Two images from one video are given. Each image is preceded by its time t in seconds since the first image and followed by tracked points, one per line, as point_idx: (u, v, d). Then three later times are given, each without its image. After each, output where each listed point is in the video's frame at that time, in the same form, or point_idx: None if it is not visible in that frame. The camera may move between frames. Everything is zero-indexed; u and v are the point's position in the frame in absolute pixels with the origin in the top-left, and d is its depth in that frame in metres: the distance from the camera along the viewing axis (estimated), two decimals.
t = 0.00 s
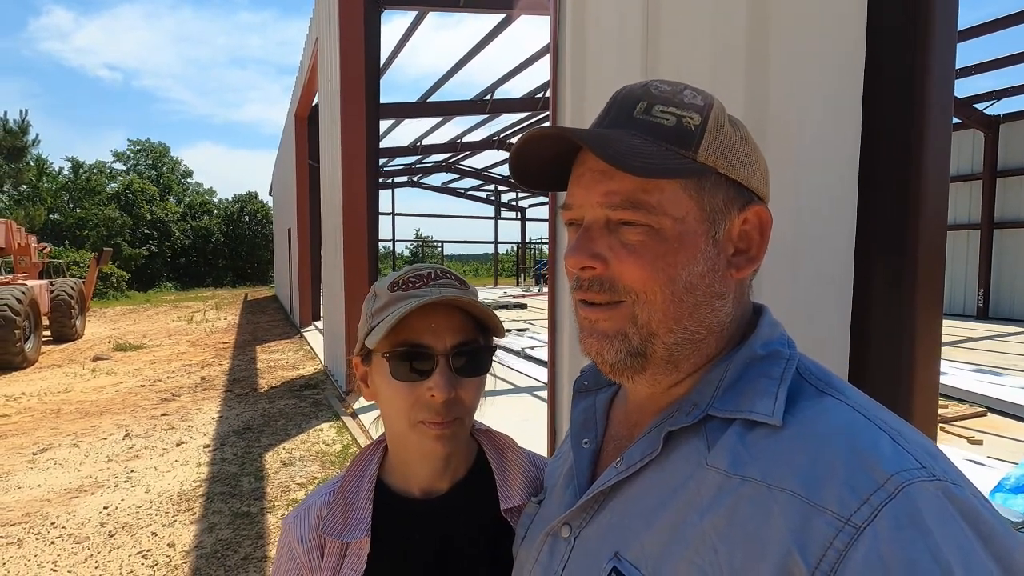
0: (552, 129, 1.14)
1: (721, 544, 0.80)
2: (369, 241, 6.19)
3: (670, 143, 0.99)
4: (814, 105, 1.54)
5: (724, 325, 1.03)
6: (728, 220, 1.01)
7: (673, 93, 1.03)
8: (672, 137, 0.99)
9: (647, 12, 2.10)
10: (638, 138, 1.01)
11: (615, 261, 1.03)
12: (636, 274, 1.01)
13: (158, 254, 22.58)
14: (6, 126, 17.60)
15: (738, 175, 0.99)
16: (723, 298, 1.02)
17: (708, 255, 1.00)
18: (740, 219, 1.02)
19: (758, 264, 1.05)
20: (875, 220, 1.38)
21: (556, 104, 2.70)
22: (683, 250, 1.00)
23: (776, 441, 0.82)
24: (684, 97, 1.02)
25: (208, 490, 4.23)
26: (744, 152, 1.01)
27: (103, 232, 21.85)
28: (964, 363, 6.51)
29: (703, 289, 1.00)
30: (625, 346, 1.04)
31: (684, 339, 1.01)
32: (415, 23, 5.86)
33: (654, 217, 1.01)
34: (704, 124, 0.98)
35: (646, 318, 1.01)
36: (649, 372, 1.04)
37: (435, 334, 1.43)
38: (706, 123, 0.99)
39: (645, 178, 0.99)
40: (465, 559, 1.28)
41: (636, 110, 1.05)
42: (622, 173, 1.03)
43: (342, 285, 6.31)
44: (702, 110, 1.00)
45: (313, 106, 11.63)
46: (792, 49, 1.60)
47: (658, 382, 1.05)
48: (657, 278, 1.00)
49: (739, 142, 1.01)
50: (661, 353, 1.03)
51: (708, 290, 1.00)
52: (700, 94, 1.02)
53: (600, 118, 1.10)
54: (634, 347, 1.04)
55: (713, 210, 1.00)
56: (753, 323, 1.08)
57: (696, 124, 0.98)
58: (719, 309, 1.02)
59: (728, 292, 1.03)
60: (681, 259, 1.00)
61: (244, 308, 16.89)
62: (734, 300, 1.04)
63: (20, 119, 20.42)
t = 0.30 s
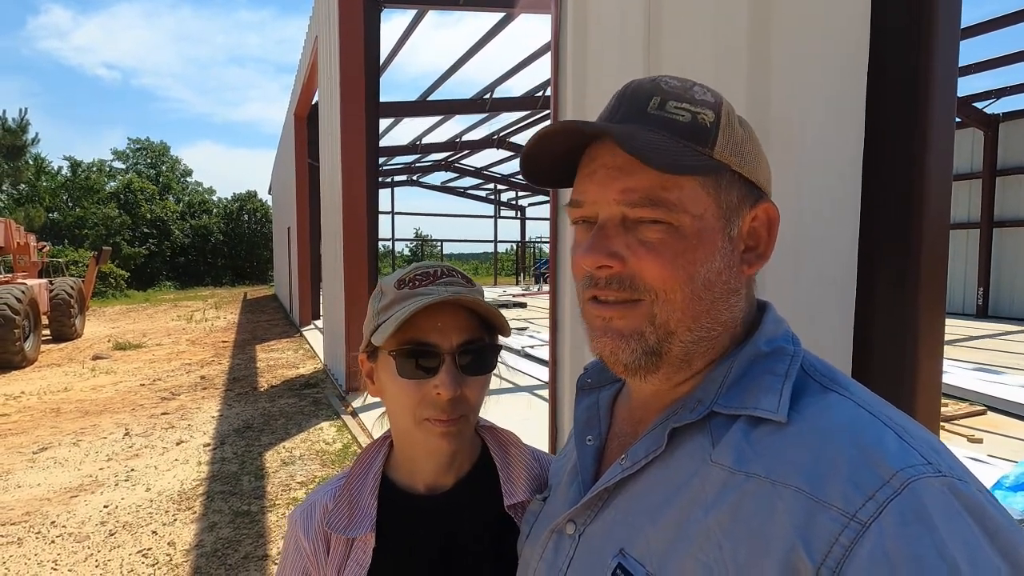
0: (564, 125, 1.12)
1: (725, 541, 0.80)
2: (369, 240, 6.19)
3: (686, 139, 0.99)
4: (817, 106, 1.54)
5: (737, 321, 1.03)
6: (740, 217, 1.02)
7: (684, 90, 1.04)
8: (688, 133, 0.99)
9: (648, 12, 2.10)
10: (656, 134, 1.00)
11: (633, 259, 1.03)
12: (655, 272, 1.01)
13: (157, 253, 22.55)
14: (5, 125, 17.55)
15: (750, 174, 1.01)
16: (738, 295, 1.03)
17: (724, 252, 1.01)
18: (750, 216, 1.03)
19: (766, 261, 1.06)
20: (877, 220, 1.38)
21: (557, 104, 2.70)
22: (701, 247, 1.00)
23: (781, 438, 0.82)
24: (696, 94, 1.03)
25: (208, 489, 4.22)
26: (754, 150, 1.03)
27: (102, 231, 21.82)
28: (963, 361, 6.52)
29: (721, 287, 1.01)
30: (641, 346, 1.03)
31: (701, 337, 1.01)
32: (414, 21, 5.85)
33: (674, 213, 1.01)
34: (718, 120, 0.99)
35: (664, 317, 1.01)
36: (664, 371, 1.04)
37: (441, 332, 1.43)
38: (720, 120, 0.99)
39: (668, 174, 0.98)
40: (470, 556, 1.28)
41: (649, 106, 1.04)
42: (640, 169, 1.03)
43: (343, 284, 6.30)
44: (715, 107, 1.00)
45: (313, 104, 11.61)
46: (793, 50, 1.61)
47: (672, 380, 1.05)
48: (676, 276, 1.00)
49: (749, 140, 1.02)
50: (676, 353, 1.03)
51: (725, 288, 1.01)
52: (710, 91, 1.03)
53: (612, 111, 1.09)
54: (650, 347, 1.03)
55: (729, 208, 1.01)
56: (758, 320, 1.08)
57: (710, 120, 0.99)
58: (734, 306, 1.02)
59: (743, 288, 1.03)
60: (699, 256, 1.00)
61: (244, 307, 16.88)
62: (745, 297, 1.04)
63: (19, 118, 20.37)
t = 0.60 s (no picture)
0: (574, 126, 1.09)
1: (728, 540, 0.80)
2: (369, 239, 6.19)
3: (700, 140, 0.99)
4: (818, 105, 1.54)
5: (746, 321, 1.04)
6: (748, 217, 1.05)
7: (689, 90, 1.04)
8: (702, 134, 0.99)
9: (649, 12, 2.10)
10: (672, 135, 0.99)
11: (649, 264, 1.03)
12: (672, 278, 1.00)
13: (157, 253, 22.53)
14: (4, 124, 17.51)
15: (756, 175, 1.04)
16: (749, 294, 1.04)
17: (736, 254, 1.02)
18: (753, 217, 1.06)
19: (768, 260, 1.08)
20: (877, 219, 1.38)
21: (558, 104, 2.71)
22: (717, 250, 1.01)
23: (784, 437, 0.82)
24: (701, 94, 1.03)
25: (208, 489, 4.23)
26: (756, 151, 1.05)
27: (102, 231, 21.80)
28: (963, 361, 6.52)
29: (733, 288, 1.02)
30: (657, 353, 1.03)
31: (715, 339, 1.02)
32: (415, 21, 5.86)
33: (691, 216, 1.00)
34: (727, 122, 1.00)
35: (680, 325, 1.01)
36: (679, 376, 1.03)
37: (441, 329, 1.43)
38: (727, 122, 1.01)
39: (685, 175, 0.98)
40: (472, 556, 1.28)
41: (658, 106, 1.03)
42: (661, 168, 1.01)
43: (343, 283, 6.30)
44: (722, 108, 1.02)
45: (313, 104, 11.61)
46: (794, 50, 1.61)
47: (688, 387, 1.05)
48: (693, 280, 1.00)
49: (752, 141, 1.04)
50: (691, 359, 1.03)
51: (737, 289, 1.02)
52: (714, 92, 1.04)
53: (619, 111, 1.07)
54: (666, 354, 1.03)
55: (739, 208, 1.03)
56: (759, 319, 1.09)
57: (719, 121, 1.00)
58: (744, 305, 1.03)
59: (751, 288, 1.05)
60: (715, 259, 1.00)
61: (244, 306, 16.89)
62: (752, 296, 1.05)
63: (19, 118, 20.37)
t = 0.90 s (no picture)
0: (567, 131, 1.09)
1: (733, 543, 0.80)
2: (369, 239, 6.18)
3: (695, 141, 0.98)
4: (819, 104, 1.54)
5: (744, 323, 1.03)
6: (746, 218, 1.04)
7: (685, 88, 1.02)
8: (696, 136, 0.98)
9: (650, 10, 2.09)
10: (664, 137, 0.99)
11: (643, 268, 1.02)
12: (666, 281, 1.00)
13: (157, 252, 22.53)
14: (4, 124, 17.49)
15: (754, 175, 1.02)
16: (747, 296, 1.03)
17: (732, 256, 1.01)
18: (752, 217, 1.05)
19: (769, 260, 1.07)
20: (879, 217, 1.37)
21: (558, 104, 2.70)
22: (712, 252, 1.00)
23: (787, 439, 0.82)
24: (698, 93, 1.02)
25: (208, 488, 4.22)
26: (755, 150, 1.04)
27: (102, 230, 21.78)
28: (964, 360, 6.51)
29: (731, 290, 1.01)
30: (653, 355, 1.03)
31: (712, 342, 1.01)
32: (415, 20, 5.86)
33: (685, 219, 1.00)
34: (723, 122, 0.99)
35: (675, 326, 1.00)
36: (677, 378, 1.03)
37: (442, 330, 1.42)
38: (724, 121, 0.99)
39: (679, 178, 0.97)
40: (473, 557, 1.27)
41: (652, 106, 1.02)
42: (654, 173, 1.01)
43: (343, 283, 6.30)
44: (718, 107, 1.01)
45: (313, 104, 11.59)
46: (795, 49, 1.61)
47: (684, 387, 1.04)
48: (687, 283, 1.00)
49: (750, 140, 1.03)
50: (687, 360, 1.02)
51: (736, 291, 1.01)
52: (711, 90, 1.02)
53: (613, 113, 1.07)
54: (662, 355, 1.02)
55: (736, 209, 1.02)
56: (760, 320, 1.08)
57: (716, 121, 0.99)
58: (742, 307, 1.02)
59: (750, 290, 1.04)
60: (711, 262, 1.00)
61: (244, 306, 16.89)
62: (749, 297, 1.04)
63: (19, 118, 20.36)
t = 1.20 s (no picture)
0: (543, 134, 1.16)
1: (728, 539, 0.80)
2: (368, 238, 6.18)
3: (668, 141, 0.99)
4: (818, 104, 1.54)
5: (723, 324, 1.03)
6: (729, 217, 1.01)
7: (668, 90, 1.04)
8: (671, 135, 0.99)
9: (649, 10, 2.10)
10: (636, 137, 1.01)
11: (615, 263, 1.04)
12: (636, 276, 1.01)
13: (156, 252, 22.52)
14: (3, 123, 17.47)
15: (738, 173, 1.00)
16: (724, 296, 1.02)
17: (708, 254, 1.00)
18: (740, 215, 1.02)
19: (757, 261, 1.05)
20: (878, 218, 1.38)
21: (557, 104, 2.71)
22: (683, 250, 1.00)
23: (783, 437, 0.82)
24: (680, 93, 1.02)
25: (208, 488, 4.23)
26: (744, 147, 1.01)
27: (101, 229, 21.76)
28: (962, 359, 6.52)
29: (705, 289, 1.00)
30: (624, 346, 1.04)
31: (685, 339, 1.02)
32: (414, 20, 5.86)
33: (654, 217, 1.01)
34: (701, 120, 0.98)
35: (645, 319, 1.02)
36: (652, 369, 1.05)
37: (439, 333, 1.43)
38: (703, 119, 0.98)
39: (644, 178, 0.99)
40: (472, 555, 1.28)
41: (632, 108, 1.05)
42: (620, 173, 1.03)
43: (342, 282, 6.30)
44: (700, 105, 1.00)
45: (312, 103, 11.58)
46: (795, 50, 1.61)
47: (661, 378, 1.06)
48: (656, 279, 1.00)
49: (737, 137, 1.00)
50: (661, 353, 1.03)
51: (710, 291, 1.00)
52: (696, 89, 1.02)
53: (597, 115, 1.10)
54: (633, 346, 1.04)
55: (714, 208, 1.00)
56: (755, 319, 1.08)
57: (693, 120, 0.99)
58: (719, 307, 1.02)
59: (729, 290, 1.03)
60: (682, 260, 1.00)
61: (243, 305, 16.89)
62: (731, 298, 1.03)
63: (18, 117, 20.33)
